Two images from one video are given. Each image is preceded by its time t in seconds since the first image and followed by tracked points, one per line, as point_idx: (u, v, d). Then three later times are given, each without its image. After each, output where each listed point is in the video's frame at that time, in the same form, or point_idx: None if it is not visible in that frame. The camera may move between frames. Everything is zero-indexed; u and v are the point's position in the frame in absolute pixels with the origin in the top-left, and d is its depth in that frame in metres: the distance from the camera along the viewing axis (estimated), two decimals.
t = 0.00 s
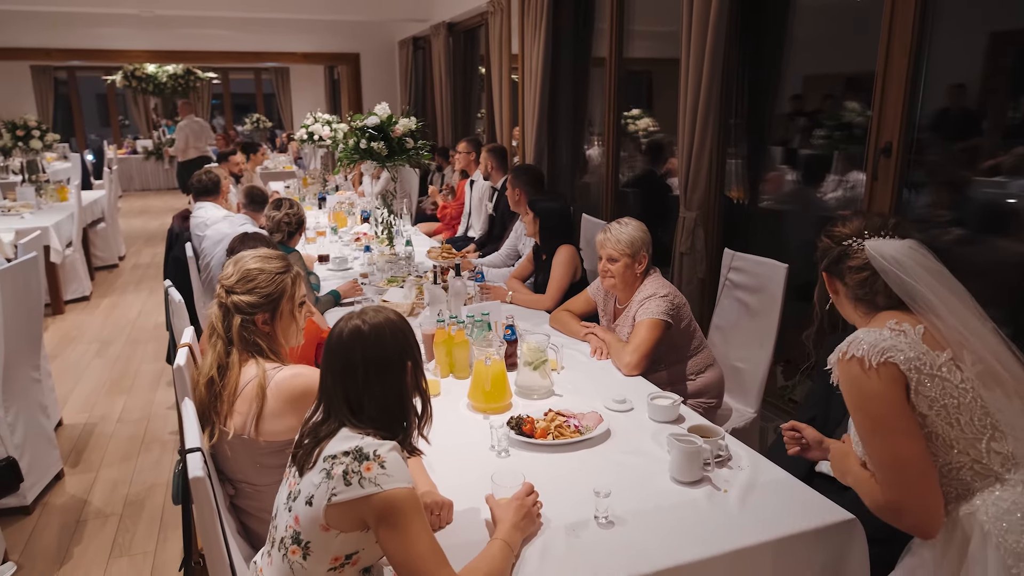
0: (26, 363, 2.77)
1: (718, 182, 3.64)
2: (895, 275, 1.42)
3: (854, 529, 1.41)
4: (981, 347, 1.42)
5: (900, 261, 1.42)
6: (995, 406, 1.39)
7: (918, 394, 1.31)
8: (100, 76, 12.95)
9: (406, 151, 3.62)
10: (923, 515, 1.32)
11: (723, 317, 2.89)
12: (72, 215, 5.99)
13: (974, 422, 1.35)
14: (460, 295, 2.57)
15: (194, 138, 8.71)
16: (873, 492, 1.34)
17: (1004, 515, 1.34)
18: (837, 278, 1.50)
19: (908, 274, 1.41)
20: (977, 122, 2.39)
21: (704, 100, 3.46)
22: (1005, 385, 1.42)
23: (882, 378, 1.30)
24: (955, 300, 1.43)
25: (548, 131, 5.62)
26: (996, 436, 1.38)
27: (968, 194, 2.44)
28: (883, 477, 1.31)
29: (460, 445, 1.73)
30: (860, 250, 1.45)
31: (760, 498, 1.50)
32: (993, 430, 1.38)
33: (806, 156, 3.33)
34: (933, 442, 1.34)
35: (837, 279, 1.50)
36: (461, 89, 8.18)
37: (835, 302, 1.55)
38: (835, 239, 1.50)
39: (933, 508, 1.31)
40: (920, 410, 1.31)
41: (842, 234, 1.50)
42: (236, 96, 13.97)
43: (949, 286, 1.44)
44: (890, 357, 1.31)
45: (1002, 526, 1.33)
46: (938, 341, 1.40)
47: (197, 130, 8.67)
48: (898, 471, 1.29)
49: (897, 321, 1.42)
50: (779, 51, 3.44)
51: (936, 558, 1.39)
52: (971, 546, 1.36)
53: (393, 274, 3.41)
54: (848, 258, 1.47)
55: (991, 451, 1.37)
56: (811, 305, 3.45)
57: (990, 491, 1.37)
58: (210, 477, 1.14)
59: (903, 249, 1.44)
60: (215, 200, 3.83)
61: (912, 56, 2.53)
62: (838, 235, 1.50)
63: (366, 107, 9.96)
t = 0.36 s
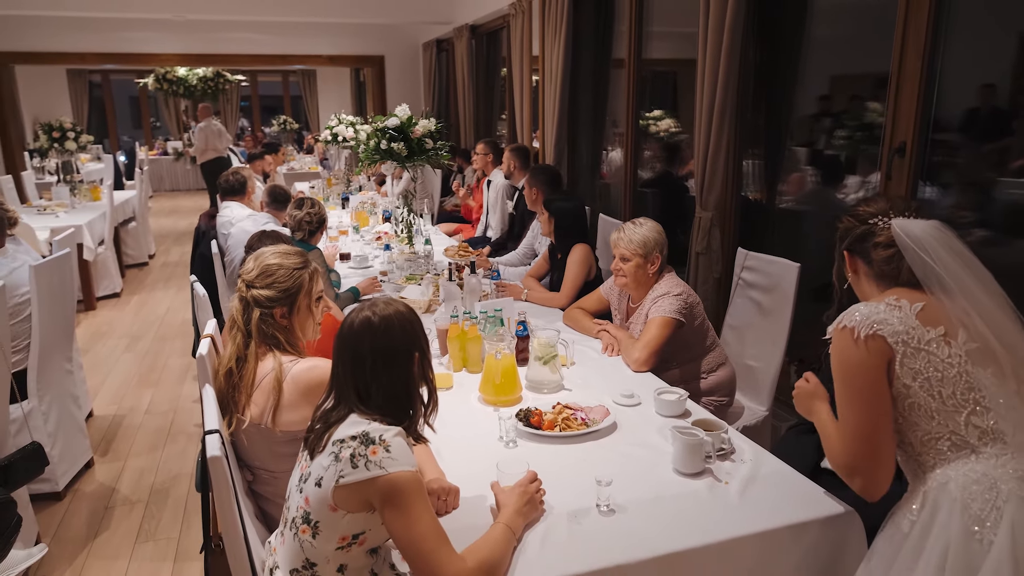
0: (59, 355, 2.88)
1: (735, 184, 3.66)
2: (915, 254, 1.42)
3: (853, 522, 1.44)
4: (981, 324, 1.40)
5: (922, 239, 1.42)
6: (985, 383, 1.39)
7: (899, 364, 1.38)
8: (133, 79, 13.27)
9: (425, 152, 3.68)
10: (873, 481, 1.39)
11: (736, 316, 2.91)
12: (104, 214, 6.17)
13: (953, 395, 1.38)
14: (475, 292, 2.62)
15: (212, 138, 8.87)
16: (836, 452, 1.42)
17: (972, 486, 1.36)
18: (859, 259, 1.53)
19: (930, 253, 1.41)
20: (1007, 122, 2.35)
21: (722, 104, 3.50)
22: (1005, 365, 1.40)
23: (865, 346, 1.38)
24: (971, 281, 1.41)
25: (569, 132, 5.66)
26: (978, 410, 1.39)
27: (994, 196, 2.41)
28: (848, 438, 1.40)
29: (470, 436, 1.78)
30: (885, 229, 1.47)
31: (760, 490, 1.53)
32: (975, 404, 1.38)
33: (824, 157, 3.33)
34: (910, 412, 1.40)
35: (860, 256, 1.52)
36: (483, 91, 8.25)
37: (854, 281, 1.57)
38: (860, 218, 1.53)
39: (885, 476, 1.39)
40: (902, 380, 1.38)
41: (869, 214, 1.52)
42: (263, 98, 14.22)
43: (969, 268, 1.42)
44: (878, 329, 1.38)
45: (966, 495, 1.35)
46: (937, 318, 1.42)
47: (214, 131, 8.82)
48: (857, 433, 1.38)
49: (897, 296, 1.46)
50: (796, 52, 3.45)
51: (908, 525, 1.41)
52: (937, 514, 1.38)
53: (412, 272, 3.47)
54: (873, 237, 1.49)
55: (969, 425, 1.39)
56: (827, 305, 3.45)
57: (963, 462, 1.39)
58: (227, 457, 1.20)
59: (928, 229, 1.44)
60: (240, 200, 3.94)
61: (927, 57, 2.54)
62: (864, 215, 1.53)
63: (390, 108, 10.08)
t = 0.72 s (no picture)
0: (82, 352, 2.95)
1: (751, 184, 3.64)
2: (918, 281, 1.43)
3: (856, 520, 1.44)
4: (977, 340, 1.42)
5: (924, 266, 1.43)
6: (982, 397, 1.40)
7: (894, 382, 1.40)
8: (159, 83, 13.51)
9: (440, 153, 3.71)
10: (874, 499, 1.41)
11: (750, 316, 2.90)
12: (129, 215, 6.29)
13: (949, 408, 1.40)
14: (487, 292, 2.64)
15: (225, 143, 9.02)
16: (838, 472, 1.46)
17: (969, 497, 1.37)
18: (864, 283, 1.54)
19: (933, 280, 1.42)
20: None
21: (737, 112, 3.50)
22: (1002, 378, 1.41)
23: (857, 365, 1.42)
24: (971, 302, 1.42)
25: (586, 133, 5.67)
26: (975, 422, 1.40)
27: (1016, 196, 2.37)
28: (849, 461, 1.43)
29: (478, 432, 1.81)
30: (888, 255, 1.48)
31: (764, 487, 1.54)
32: (972, 417, 1.40)
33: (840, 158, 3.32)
34: (908, 428, 1.42)
35: (865, 282, 1.53)
36: (501, 93, 8.28)
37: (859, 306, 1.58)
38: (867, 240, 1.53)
39: (886, 494, 1.41)
40: (898, 397, 1.40)
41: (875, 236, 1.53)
42: (287, 102, 14.41)
43: (970, 292, 1.43)
44: (872, 349, 1.41)
45: (963, 506, 1.37)
46: (931, 336, 1.43)
47: (227, 135, 8.95)
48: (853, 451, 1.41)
49: (894, 317, 1.48)
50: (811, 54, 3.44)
51: (907, 534, 1.43)
52: (936, 525, 1.40)
53: (427, 272, 3.51)
54: (876, 264, 1.50)
55: (966, 437, 1.40)
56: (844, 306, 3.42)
57: (963, 474, 1.41)
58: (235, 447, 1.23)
59: (930, 255, 1.45)
60: (258, 202, 4.00)
61: (943, 54, 2.51)
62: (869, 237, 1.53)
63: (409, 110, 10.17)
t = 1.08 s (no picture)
0: (105, 349, 3.03)
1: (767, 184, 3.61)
2: (928, 273, 1.46)
3: (853, 519, 1.43)
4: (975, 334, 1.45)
5: (934, 259, 1.46)
6: (980, 389, 1.43)
7: (892, 372, 1.44)
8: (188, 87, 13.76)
9: (454, 155, 3.74)
10: (866, 487, 1.45)
11: (761, 317, 2.88)
12: (156, 217, 6.42)
13: (946, 399, 1.43)
14: (496, 292, 2.67)
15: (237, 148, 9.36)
16: (833, 460, 1.48)
17: (964, 487, 1.40)
18: (871, 275, 1.55)
19: (941, 272, 1.46)
20: None
21: (749, 113, 3.48)
22: (1000, 370, 1.44)
23: (858, 356, 1.45)
24: (978, 293, 1.46)
25: (604, 134, 5.66)
26: (973, 414, 1.43)
27: None
28: (844, 448, 1.46)
29: (480, 430, 1.83)
30: (899, 248, 1.50)
31: (762, 487, 1.54)
32: (970, 408, 1.43)
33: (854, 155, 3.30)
34: (906, 418, 1.46)
35: (872, 275, 1.55)
36: (522, 94, 8.31)
37: (861, 299, 1.60)
38: (875, 235, 1.54)
39: (879, 483, 1.44)
40: (896, 387, 1.44)
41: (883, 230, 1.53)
42: (313, 105, 14.59)
43: (975, 283, 1.48)
44: (871, 340, 1.45)
45: (958, 495, 1.40)
46: (930, 327, 1.47)
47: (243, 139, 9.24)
48: (851, 440, 1.44)
49: (895, 309, 1.51)
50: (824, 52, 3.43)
51: (906, 525, 1.46)
52: (932, 514, 1.42)
53: (441, 272, 3.54)
54: (887, 257, 1.52)
55: (963, 428, 1.43)
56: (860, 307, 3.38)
57: (959, 464, 1.43)
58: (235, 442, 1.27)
59: (938, 249, 1.48)
60: (278, 204, 4.07)
61: (957, 50, 2.48)
62: (877, 232, 1.54)
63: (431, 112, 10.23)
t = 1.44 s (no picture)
0: (127, 350, 3.11)
1: (782, 184, 3.58)
2: (958, 282, 1.45)
3: (845, 525, 1.42)
4: (976, 341, 1.43)
5: (961, 267, 1.46)
6: (978, 397, 1.41)
7: (893, 379, 1.41)
8: (221, 93, 14.04)
9: (468, 158, 3.77)
10: (872, 494, 1.42)
11: (773, 320, 2.84)
12: (184, 221, 6.56)
13: (944, 406, 1.40)
14: (504, 294, 2.68)
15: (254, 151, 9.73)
16: (838, 468, 1.46)
17: (959, 494, 1.37)
18: (891, 282, 1.50)
19: (966, 281, 1.46)
20: None
21: (762, 115, 3.45)
22: (1000, 379, 1.41)
23: (859, 361, 1.43)
24: (995, 302, 1.47)
25: (624, 136, 5.65)
26: (970, 421, 1.41)
27: None
28: (849, 455, 1.43)
29: (478, 431, 1.84)
30: (930, 255, 1.47)
31: (755, 492, 1.53)
32: (967, 415, 1.41)
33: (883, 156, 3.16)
34: (905, 425, 1.43)
35: (894, 280, 1.50)
36: (545, 97, 8.32)
37: (869, 301, 1.55)
38: (899, 237, 1.48)
39: (887, 489, 1.42)
40: (895, 394, 1.41)
41: (907, 233, 1.49)
42: (342, 109, 14.79)
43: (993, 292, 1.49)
44: (873, 344, 1.42)
45: (952, 502, 1.37)
46: (933, 334, 1.44)
47: (260, 144, 9.61)
48: (856, 447, 1.42)
49: (898, 314, 1.48)
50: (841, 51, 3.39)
51: (902, 531, 1.44)
52: (926, 519, 1.40)
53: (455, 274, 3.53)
54: (917, 264, 1.48)
55: (960, 435, 1.41)
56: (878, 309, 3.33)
57: (955, 471, 1.41)
58: (225, 439, 1.29)
59: (962, 258, 1.49)
60: (297, 208, 4.14)
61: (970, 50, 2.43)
62: (902, 234, 1.49)
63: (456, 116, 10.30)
